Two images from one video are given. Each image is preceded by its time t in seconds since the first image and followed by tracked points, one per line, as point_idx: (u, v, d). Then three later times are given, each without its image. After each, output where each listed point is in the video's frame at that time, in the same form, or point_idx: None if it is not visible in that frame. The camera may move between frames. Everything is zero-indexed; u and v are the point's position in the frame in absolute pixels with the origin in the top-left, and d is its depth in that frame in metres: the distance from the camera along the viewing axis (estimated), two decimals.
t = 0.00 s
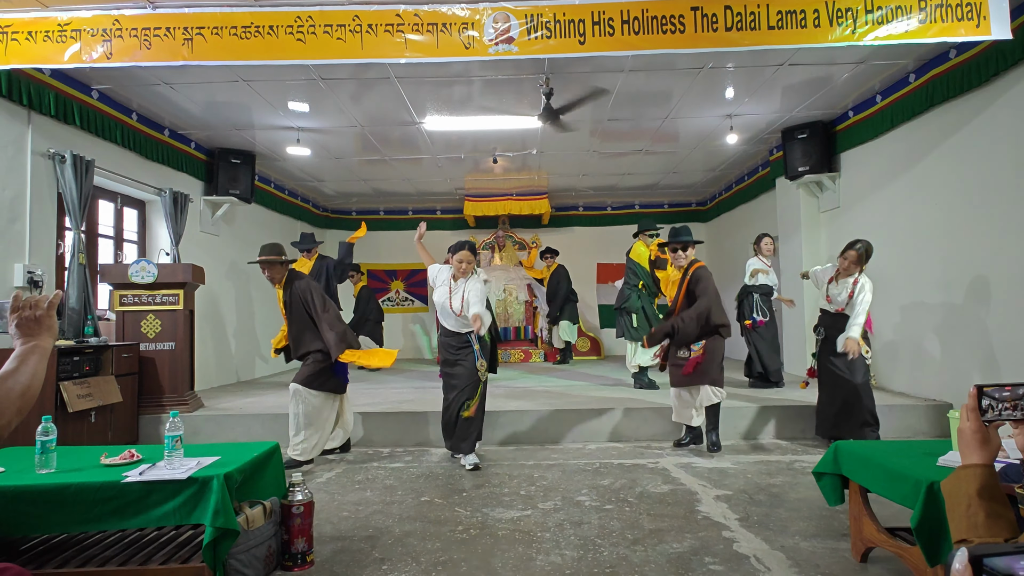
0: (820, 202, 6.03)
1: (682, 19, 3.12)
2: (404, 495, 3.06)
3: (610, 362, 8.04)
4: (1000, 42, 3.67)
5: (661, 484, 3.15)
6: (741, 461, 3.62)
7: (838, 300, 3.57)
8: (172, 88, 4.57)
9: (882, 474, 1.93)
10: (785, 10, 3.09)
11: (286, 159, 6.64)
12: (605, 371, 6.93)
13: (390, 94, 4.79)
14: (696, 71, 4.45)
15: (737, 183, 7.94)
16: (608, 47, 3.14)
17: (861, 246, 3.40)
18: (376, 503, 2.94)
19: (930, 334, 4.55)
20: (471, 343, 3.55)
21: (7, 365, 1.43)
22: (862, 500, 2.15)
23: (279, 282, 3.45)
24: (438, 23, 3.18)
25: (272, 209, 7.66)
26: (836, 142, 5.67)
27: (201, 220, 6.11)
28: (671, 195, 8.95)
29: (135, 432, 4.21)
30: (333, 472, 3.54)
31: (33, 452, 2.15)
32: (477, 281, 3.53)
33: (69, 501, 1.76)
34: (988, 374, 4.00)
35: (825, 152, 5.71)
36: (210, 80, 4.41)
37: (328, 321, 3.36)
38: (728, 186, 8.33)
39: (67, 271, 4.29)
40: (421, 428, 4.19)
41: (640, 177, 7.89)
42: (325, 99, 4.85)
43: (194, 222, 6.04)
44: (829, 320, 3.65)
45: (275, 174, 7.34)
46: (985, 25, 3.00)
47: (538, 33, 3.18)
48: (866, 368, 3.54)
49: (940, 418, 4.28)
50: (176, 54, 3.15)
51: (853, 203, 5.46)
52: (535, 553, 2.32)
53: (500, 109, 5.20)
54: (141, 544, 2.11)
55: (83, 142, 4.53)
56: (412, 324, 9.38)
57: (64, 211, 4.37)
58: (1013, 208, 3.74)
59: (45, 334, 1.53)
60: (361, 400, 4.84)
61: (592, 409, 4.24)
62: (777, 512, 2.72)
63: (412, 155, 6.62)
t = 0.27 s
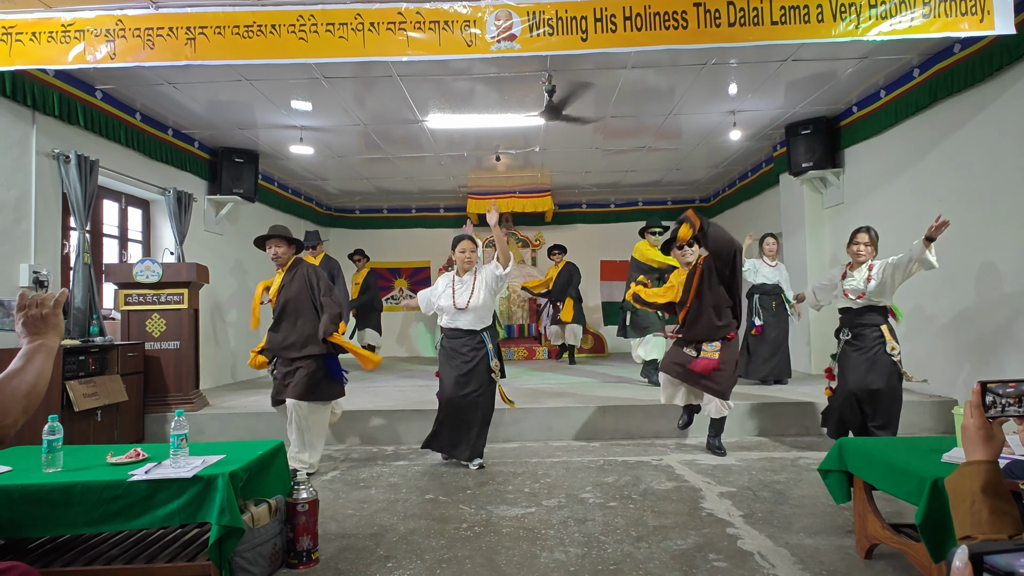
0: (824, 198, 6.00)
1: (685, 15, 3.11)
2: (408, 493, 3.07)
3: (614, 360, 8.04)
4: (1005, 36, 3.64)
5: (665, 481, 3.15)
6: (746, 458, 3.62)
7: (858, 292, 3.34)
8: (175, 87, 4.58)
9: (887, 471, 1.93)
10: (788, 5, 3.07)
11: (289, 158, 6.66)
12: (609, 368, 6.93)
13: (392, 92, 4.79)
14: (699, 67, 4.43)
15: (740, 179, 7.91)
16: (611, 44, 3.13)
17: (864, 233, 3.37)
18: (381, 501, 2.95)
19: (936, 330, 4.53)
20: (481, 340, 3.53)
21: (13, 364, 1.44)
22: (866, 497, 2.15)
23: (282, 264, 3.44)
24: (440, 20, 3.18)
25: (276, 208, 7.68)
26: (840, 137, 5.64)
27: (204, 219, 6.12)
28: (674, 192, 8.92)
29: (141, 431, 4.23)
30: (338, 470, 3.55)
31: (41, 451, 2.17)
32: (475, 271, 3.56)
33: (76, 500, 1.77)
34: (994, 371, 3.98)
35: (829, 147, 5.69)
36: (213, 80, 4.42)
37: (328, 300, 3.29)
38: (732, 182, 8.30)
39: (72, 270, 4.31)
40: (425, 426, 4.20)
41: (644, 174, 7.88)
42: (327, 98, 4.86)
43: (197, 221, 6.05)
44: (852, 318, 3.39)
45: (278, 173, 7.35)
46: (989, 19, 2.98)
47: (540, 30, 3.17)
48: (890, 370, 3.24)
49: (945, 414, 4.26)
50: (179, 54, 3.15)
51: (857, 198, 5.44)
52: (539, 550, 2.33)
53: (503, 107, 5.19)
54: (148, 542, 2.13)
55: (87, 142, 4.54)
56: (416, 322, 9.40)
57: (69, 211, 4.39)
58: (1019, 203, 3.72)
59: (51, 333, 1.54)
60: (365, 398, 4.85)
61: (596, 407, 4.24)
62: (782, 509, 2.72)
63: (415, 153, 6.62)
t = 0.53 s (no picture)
0: (824, 195, 6.00)
1: (684, 12, 3.10)
2: (410, 492, 3.07)
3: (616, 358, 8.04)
4: (1006, 32, 3.63)
5: (667, 480, 3.14)
6: (748, 456, 3.62)
7: (877, 281, 3.29)
8: (175, 88, 4.58)
9: (888, 467, 1.93)
10: (788, 2, 3.06)
11: (289, 158, 6.65)
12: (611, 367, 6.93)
13: (392, 91, 4.79)
14: (700, 64, 4.42)
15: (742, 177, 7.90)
16: (611, 42, 3.13)
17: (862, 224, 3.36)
18: (383, 500, 2.95)
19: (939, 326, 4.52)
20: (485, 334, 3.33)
21: (15, 363, 1.44)
22: (868, 494, 2.15)
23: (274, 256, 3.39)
24: (439, 19, 3.17)
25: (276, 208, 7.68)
26: (841, 134, 5.63)
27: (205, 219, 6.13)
28: (675, 190, 8.91)
29: (142, 431, 4.24)
30: (339, 470, 3.55)
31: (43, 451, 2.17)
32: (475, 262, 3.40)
33: (78, 500, 1.78)
34: (997, 367, 3.97)
35: (830, 144, 5.68)
36: (213, 80, 4.42)
37: (332, 275, 3.33)
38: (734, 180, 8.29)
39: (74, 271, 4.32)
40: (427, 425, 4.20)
41: (645, 172, 7.87)
42: (327, 97, 4.85)
43: (198, 221, 6.06)
44: (874, 310, 3.27)
45: (278, 173, 7.34)
46: (989, 15, 2.98)
47: (539, 29, 3.16)
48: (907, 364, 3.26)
49: (948, 411, 4.26)
50: (179, 55, 3.15)
51: (858, 195, 5.43)
52: (541, 548, 2.33)
53: (503, 105, 5.19)
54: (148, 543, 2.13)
55: (87, 142, 4.54)
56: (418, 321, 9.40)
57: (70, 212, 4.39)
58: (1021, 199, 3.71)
59: (51, 331, 1.54)
60: (367, 398, 4.86)
61: (598, 406, 4.24)
62: (784, 506, 2.72)
63: (415, 152, 6.62)
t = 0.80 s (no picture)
0: (832, 191, 5.93)
1: (690, 4, 3.03)
2: (410, 494, 3.02)
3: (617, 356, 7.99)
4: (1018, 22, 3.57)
5: (670, 481, 3.09)
6: (753, 456, 3.57)
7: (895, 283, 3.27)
8: (169, 82, 4.51)
9: (898, 470, 1.88)
10: None
11: (285, 153, 6.58)
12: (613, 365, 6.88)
13: (390, 86, 4.72)
14: (704, 57, 4.35)
15: (747, 172, 7.84)
16: (614, 34, 3.06)
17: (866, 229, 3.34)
18: (382, 503, 2.90)
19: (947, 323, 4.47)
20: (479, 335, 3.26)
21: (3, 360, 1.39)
22: (878, 496, 2.10)
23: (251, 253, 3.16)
24: (439, 11, 3.11)
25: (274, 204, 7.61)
26: (849, 128, 5.56)
27: (200, 216, 6.06)
28: (678, 185, 8.84)
29: (137, 432, 4.18)
30: (337, 471, 3.50)
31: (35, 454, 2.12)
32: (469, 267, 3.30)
33: (69, 503, 1.72)
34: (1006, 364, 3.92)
35: (838, 139, 5.60)
36: (207, 74, 4.34)
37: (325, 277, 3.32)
38: (739, 175, 8.23)
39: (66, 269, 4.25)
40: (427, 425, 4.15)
41: (648, 167, 7.80)
42: (325, 92, 4.78)
43: (194, 218, 5.99)
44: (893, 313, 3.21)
45: (275, 169, 7.26)
46: (1001, 6, 2.92)
47: (540, 21, 3.09)
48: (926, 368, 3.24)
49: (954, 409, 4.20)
50: (172, 48, 3.08)
51: (867, 190, 5.37)
52: (543, 552, 2.28)
53: (504, 100, 5.12)
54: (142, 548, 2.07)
55: (79, 138, 4.47)
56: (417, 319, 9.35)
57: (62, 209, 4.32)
58: None
59: (41, 329, 1.49)
60: (366, 398, 4.81)
61: (600, 405, 4.19)
62: (790, 509, 2.67)
63: (414, 147, 6.54)
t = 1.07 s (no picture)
0: (838, 190, 5.89)
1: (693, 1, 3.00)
2: (411, 498, 2.99)
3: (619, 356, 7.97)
4: None
5: (674, 485, 3.06)
6: (757, 459, 3.53)
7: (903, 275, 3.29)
8: (166, 81, 4.47)
9: (905, 474, 1.84)
10: None
11: (284, 153, 6.54)
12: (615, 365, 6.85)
13: (389, 84, 4.68)
14: (709, 54, 4.31)
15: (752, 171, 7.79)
16: (617, 32, 3.02)
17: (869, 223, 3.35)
18: (383, 506, 2.87)
19: (954, 322, 4.43)
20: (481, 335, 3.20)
21: None
22: (884, 499, 2.06)
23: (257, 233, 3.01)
24: (439, 9, 3.07)
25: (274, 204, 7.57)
26: (855, 126, 5.52)
27: (197, 217, 6.01)
28: (681, 184, 8.80)
29: (135, 434, 4.16)
30: (337, 475, 3.47)
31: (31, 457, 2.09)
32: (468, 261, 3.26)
33: (66, 508, 1.69)
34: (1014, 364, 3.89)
35: (844, 137, 5.56)
36: (205, 73, 4.31)
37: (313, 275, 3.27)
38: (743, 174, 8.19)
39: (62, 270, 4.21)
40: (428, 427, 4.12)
41: (651, 166, 7.76)
42: (325, 90, 4.74)
43: (191, 219, 5.95)
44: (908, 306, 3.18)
45: (273, 168, 7.22)
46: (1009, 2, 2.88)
47: (542, 18, 3.05)
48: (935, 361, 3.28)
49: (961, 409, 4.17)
50: (170, 46, 3.04)
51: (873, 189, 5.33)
52: (546, 556, 2.24)
53: (506, 98, 5.08)
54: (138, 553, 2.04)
55: (76, 138, 4.44)
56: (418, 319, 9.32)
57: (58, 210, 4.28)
58: None
59: (38, 331, 1.45)
60: (367, 400, 4.77)
61: (603, 407, 4.16)
62: (796, 512, 2.63)
63: (414, 146, 6.50)
